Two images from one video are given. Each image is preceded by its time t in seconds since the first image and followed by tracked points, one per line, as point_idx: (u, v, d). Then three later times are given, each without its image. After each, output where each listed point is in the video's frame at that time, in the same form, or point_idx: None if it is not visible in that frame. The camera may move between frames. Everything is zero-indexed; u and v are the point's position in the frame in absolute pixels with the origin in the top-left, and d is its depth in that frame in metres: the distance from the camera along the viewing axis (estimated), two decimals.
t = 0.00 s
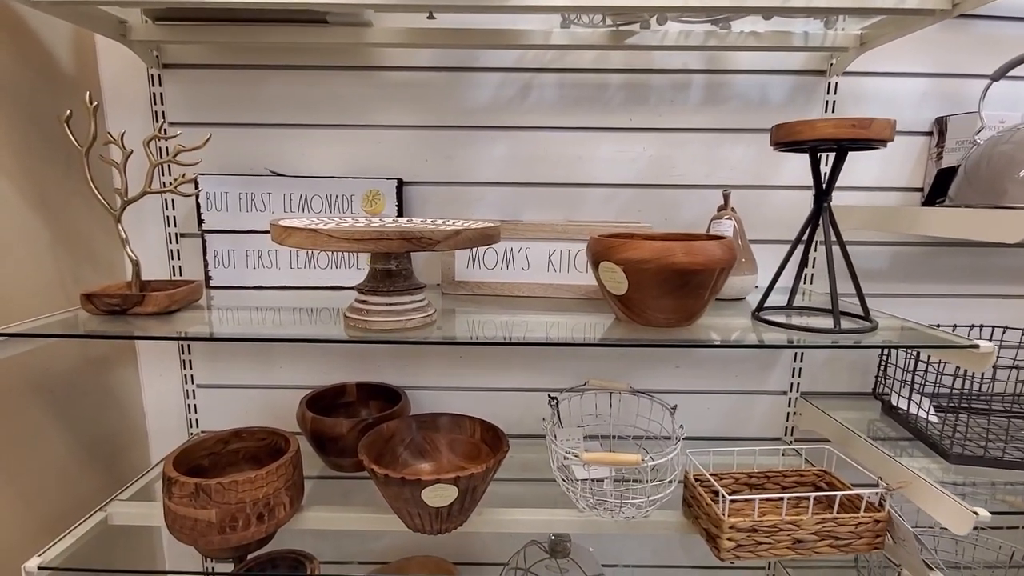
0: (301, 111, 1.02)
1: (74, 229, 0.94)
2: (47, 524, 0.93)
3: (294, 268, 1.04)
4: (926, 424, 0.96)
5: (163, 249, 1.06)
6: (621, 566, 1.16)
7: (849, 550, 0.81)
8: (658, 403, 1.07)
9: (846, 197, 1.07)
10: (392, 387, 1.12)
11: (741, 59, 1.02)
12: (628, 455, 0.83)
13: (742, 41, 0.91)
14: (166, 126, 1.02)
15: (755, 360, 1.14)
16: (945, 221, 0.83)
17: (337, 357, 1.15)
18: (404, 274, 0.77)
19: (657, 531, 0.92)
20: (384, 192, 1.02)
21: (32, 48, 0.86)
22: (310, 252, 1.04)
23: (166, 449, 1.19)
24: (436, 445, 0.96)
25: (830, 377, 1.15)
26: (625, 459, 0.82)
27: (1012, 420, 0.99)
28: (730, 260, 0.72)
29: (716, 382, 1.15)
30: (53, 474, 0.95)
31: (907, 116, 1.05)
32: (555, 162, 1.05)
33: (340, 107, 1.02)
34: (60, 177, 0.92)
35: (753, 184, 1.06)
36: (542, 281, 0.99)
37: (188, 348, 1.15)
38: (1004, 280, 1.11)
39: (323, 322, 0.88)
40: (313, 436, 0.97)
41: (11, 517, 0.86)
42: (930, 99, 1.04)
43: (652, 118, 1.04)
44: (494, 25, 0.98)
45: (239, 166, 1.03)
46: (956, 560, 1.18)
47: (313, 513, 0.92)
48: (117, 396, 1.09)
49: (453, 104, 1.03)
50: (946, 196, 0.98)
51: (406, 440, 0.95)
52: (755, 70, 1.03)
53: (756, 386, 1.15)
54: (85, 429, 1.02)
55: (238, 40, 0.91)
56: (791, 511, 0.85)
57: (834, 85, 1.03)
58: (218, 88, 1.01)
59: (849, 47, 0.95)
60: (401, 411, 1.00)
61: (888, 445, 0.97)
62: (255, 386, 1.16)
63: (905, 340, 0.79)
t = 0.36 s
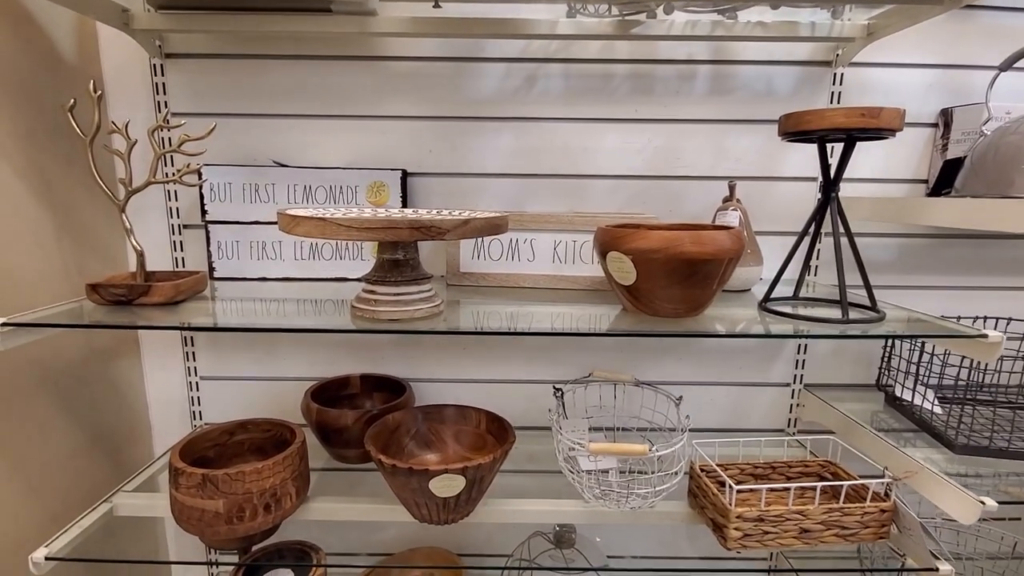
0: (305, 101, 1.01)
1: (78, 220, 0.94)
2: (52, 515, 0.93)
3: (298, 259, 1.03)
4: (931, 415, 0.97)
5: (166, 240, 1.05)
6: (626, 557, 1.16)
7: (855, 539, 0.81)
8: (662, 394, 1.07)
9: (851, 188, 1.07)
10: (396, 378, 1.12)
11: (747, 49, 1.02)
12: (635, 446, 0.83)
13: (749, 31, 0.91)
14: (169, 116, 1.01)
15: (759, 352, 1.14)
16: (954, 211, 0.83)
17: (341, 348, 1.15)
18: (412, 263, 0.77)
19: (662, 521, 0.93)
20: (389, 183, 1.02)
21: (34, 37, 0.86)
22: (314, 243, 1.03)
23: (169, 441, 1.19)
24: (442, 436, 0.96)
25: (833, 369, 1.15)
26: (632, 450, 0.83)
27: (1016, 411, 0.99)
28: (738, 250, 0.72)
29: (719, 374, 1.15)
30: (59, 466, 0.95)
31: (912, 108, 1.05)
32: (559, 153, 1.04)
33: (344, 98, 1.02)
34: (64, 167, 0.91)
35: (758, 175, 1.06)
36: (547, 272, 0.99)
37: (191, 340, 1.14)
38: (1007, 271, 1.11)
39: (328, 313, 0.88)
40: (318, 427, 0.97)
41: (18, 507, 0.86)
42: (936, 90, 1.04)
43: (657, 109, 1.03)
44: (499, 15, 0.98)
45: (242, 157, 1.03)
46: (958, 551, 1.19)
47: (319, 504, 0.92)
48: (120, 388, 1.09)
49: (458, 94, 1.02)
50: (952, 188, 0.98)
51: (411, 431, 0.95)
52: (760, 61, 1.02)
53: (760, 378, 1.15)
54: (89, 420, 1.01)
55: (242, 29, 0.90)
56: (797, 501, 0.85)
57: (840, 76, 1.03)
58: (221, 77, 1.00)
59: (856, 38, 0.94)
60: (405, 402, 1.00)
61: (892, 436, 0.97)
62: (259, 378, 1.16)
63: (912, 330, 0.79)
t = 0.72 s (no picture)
0: (306, 90, 1.01)
1: (79, 209, 0.94)
2: (55, 503, 0.93)
3: (299, 249, 1.03)
4: (931, 405, 0.97)
5: (167, 230, 1.05)
6: (626, 546, 1.17)
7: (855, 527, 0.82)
8: (663, 384, 1.07)
9: (852, 179, 1.07)
10: (397, 368, 1.12)
11: (749, 39, 1.02)
12: (637, 433, 0.83)
13: (753, 20, 0.90)
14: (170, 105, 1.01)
15: (759, 342, 1.15)
16: (956, 200, 0.83)
17: (342, 338, 1.15)
18: (415, 251, 0.77)
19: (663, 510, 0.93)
20: (390, 172, 1.02)
21: (35, 23, 0.85)
22: (315, 233, 1.03)
23: (170, 431, 1.19)
24: (444, 425, 0.96)
25: (833, 359, 1.16)
26: (633, 438, 0.83)
27: (1014, 401, 1.00)
28: (741, 238, 0.72)
29: (720, 365, 1.15)
30: (62, 454, 0.95)
31: (914, 99, 1.05)
32: (561, 143, 1.04)
33: (346, 87, 1.01)
34: (65, 155, 0.91)
35: (759, 166, 1.06)
36: (549, 262, 0.99)
37: (191, 330, 1.14)
38: (1006, 262, 1.12)
39: (330, 301, 0.88)
40: (319, 417, 0.97)
41: (20, 495, 0.86)
42: (937, 81, 1.04)
43: (660, 98, 1.03)
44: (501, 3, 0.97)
45: (243, 146, 1.02)
46: (955, 540, 1.20)
47: (320, 493, 0.93)
48: (121, 378, 1.09)
49: (460, 83, 1.02)
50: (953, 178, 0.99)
51: (413, 420, 0.95)
52: (763, 51, 1.02)
53: (760, 368, 1.15)
54: (91, 410, 1.01)
55: (243, 16, 0.89)
56: (797, 489, 0.86)
57: (842, 66, 1.03)
58: (222, 66, 1.00)
59: (858, 27, 0.94)
60: (407, 392, 1.01)
61: (892, 425, 0.98)
62: (260, 368, 1.16)
63: (913, 318, 0.79)
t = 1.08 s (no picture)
0: (299, 70, 1.00)
1: (70, 189, 0.93)
2: (49, 484, 0.93)
3: (293, 230, 1.03)
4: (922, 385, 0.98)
5: (159, 211, 1.04)
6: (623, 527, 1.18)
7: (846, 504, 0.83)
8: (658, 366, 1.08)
9: (847, 161, 1.07)
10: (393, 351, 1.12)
11: (746, 20, 1.01)
12: (631, 412, 0.84)
13: None
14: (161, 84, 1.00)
15: (753, 325, 1.15)
16: (950, 180, 0.83)
17: (337, 321, 1.15)
18: (410, 230, 0.77)
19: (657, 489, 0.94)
20: (385, 153, 1.01)
21: None
22: (309, 214, 1.03)
23: (165, 414, 1.19)
24: (439, 406, 0.96)
25: (826, 342, 1.16)
26: (627, 417, 0.84)
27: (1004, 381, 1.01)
28: (736, 217, 0.72)
29: (714, 347, 1.16)
30: (56, 435, 0.95)
31: (909, 81, 1.04)
32: (556, 124, 1.04)
33: (340, 66, 1.00)
34: (56, 134, 0.90)
35: (755, 148, 1.06)
36: (543, 243, 1.00)
37: (185, 313, 1.14)
38: (998, 245, 1.12)
39: (324, 282, 0.88)
40: (314, 398, 0.98)
41: (13, 475, 0.86)
42: (933, 63, 1.04)
43: (656, 80, 1.03)
44: None
45: (236, 127, 1.01)
46: (945, 520, 1.22)
47: (316, 473, 0.93)
48: (115, 360, 1.09)
49: (455, 63, 1.01)
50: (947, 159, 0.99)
51: (409, 400, 0.95)
52: (759, 32, 1.02)
53: (754, 351, 1.16)
54: (85, 391, 1.01)
55: None
56: (789, 467, 0.87)
57: (838, 48, 1.03)
58: (213, 44, 0.98)
59: (855, 8, 0.94)
60: (402, 373, 1.01)
61: (883, 406, 0.98)
62: (255, 351, 1.16)
63: (905, 298, 0.80)
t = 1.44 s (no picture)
0: (292, 30, 0.98)
1: (58, 151, 0.91)
2: (45, 448, 0.94)
3: (287, 195, 1.01)
4: (915, 352, 0.99)
5: (150, 175, 1.02)
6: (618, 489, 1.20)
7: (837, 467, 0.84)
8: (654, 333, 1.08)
9: (847, 128, 1.06)
10: (389, 318, 1.12)
11: None
12: (627, 376, 0.84)
13: None
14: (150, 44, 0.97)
15: (749, 293, 1.15)
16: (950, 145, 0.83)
17: (333, 288, 1.14)
18: (406, 192, 0.77)
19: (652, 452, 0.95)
20: (380, 116, 0.99)
21: None
22: (304, 179, 1.01)
23: (161, 380, 1.19)
24: (436, 372, 0.97)
25: (821, 310, 1.17)
26: (624, 381, 0.84)
27: (995, 349, 1.02)
28: (735, 180, 0.71)
29: (709, 315, 1.16)
30: (51, 399, 0.95)
31: (912, 46, 1.03)
32: (554, 88, 1.02)
33: (334, 27, 0.98)
34: (42, 94, 0.88)
35: (755, 114, 1.05)
36: (541, 209, 0.98)
37: (179, 280, 1.13)
38: (995, 214, 1.13)
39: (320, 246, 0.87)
40: (311, 363, 0.98)
41: (9, 438, 0.86)
42: (936, 29, 1.03)
43: (656, 43, 1.01)
44: None
45: (228, 88, 0.99)
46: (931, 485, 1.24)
47: (314, 437, 0.94)
48: (109, 327, 1.08)
49: (451, 24, 0.99)
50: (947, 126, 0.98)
51: (405, 366, 0.96)
52: None
53: (750, 319, 1.17)
54: (79, 357, 1.01)
55: None
56: (782, 431, 0.88)
57: (841, 11, 1.01)
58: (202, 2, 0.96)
59: None
60: (399, 339, 1.01)
61: (875, 372, 1.00)
62: (250, 318, 1.15)
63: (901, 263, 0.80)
